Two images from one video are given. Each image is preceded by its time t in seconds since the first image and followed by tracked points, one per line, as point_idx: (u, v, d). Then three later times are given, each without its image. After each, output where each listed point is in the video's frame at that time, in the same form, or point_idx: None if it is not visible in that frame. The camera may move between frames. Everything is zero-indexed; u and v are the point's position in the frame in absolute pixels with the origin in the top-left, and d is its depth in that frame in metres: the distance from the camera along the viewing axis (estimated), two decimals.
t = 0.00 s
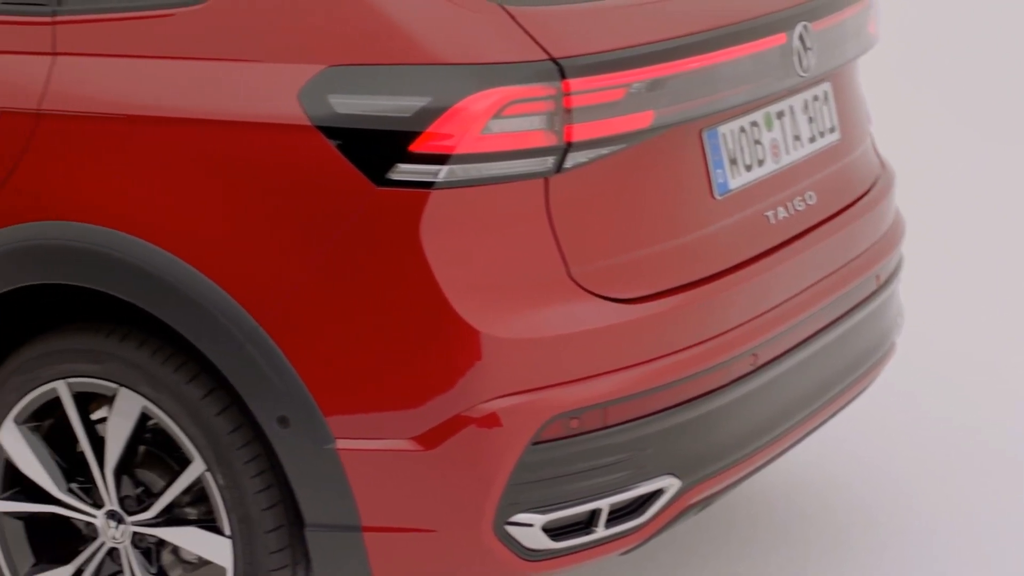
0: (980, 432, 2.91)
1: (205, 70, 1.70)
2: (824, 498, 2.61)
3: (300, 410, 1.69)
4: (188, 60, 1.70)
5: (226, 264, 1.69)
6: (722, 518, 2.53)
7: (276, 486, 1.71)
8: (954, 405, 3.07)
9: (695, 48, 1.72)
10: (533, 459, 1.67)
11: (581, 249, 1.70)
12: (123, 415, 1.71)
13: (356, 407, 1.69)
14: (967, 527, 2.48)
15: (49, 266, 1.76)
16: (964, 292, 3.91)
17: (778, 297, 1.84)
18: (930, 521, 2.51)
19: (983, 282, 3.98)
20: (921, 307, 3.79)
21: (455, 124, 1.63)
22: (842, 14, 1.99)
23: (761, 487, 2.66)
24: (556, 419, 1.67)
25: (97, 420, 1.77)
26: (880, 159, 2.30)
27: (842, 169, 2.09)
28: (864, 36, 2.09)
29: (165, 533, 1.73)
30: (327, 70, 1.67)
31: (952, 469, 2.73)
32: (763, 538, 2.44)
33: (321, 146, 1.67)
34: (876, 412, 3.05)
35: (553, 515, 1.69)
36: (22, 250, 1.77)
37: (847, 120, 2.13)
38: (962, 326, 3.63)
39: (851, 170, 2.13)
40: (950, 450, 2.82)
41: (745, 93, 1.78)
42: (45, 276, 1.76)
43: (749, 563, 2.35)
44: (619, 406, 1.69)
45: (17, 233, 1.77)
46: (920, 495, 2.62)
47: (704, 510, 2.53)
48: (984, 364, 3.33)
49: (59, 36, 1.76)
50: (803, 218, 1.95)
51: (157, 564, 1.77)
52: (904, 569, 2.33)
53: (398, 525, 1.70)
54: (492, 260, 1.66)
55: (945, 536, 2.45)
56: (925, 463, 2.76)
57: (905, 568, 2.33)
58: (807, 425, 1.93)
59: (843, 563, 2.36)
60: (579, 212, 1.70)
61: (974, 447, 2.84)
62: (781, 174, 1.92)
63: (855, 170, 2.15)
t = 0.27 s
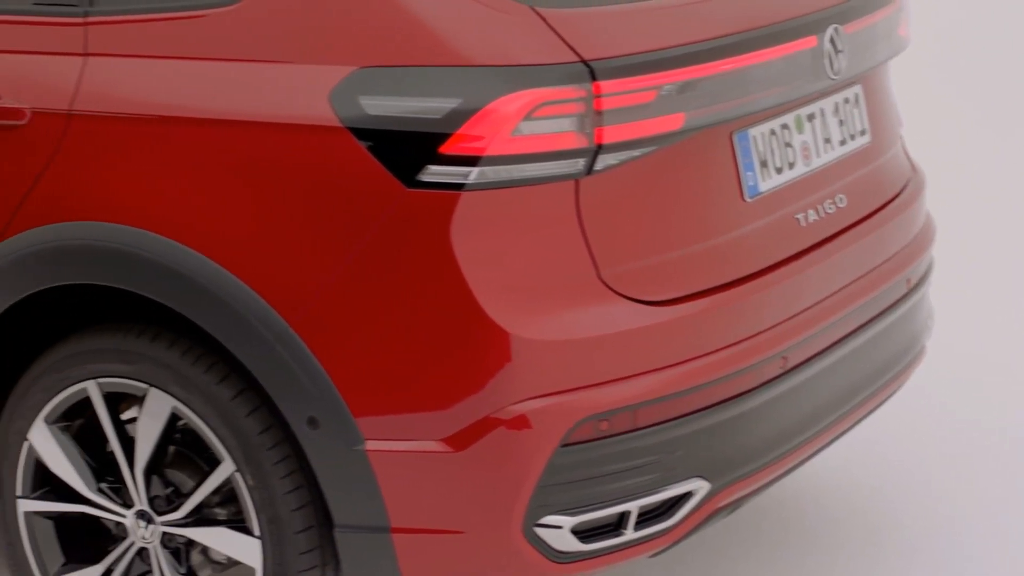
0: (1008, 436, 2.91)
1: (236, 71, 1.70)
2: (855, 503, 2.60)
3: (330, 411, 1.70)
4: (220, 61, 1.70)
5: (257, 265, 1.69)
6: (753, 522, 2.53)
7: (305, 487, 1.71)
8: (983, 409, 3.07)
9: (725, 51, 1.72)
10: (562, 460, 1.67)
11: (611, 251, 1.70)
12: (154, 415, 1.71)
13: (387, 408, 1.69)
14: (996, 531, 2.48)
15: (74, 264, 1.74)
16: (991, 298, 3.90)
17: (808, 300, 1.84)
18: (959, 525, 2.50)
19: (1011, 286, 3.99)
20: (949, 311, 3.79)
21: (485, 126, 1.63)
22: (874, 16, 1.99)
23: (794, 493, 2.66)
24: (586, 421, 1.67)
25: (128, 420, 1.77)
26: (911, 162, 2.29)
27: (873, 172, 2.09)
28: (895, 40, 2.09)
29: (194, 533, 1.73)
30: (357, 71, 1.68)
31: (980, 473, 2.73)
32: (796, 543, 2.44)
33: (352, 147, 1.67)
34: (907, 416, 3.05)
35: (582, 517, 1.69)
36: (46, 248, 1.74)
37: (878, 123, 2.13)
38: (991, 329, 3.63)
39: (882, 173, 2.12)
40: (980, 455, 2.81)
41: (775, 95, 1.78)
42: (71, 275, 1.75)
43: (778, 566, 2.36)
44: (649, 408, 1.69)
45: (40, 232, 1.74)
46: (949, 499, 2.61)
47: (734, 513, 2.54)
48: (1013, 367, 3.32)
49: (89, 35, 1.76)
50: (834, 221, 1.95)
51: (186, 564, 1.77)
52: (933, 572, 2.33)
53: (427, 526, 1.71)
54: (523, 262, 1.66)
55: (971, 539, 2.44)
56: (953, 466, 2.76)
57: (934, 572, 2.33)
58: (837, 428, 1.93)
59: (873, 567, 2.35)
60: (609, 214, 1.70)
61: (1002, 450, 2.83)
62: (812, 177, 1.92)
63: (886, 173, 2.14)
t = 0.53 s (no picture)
0: None
1: (272, 72, 1.70)
2: (885, 505, 2.64)
3: (364, 411, 1.70)
4: (257, 62, 1.71)
5: (293, 265, 1.69)
6: (787, 524, 2.56)
7: (339, 487, 1.71)
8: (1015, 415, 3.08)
9: (761, 53, 1.71)
10: (596, 463, 1.67)
11: (647, 253, 1.70)
12: (189, 415, 1.72)
13: (422, 409, 1.69)
14: None
15: (108, 263, 1.73)
16: (1015, 313, 3.94)
17: (843, 303, 1.84)
18: (992, 531, 2.52)
19: None
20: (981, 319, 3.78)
21: (521, 127, 1.63)
22: (910, 19, 1.99)
23: (827, 497, 2.68)
24: (621, 423, 1.67)
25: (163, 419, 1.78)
26: (947, 166, 2.29)
27: (909, 175, 2.09)
28: (932, 43, 2.08)
29: (229, 533, 1.73)
30: (393, 73, 1.68)
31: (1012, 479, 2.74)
32: (830, 548, 2.46)
33: (388, 148, 1.67)
34: (942, 424, 3.07)
35: (616, 520, 1.69)
36: (79, 248, 1.74)
37: (915, 126, 2.13)
38: None
39: (919, 176, 2.12)
40: (1011, 461, 2.83)
41: (811, 98, 1.78)
42: (105, 277, 1.74)
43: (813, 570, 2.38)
44: (683, 411, 1.69)
45: (74, 232, 1.75)
46: (981, 505, 2.63)
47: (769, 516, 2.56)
48: None
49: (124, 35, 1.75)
50: (870, 224, 1.95)
51: (221, 564, 1.78)
52: None
53: (461, 528, 1.71)
54: (558, 264, 1.66)
55: (1003, 545, 2.45)
56: (986, 473, 2.77)
57: None
58: (871, 431, 1.94)
59: (905, 571, 2.37)
60: (644, 216, 1.69)
61: None
62: (847, 179, 1.92)
63: (923, 176, 2.14)
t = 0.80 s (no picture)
0: None
1: (306, 72, 1.70)
2: (916, 507, 2.63)
3: (397, 411, 1.70)
4: (291, 62, 1.71)
5: (327, 265, 1.70)
6: (819, 526, 2.56)
7: (371, 488, 1.71)
8: None
9: (795, 55, 1.71)
10: (627, 464, 1.67)
11: (680, 255, 1.70)
12: (222, 414, 1.72)
13: (455, 409, 1.69)
14: None
15: (141, 263, 1.73)
16: None
17: (876, 306, 1.84)
18: None
19: None
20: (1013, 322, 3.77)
21: (555, 129, 1.63)
22: (945, 21, 1.98)
23: (859, 500, 2.67)
24: (653, 425, 1.67)
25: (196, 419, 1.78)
26: (981, 168, 2.29)
27: (943, 177, 2.08)
28: (965, 46, 2.08)
29: (261, 533, 1.73)
30: (426, 74, 1.68)
31: None
32: (861, 551, 2.46)
33: (421, 149, 1.67)
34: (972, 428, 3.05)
35: (648, 521, 1.69)
36: (112, 248, 1.74)
37: (949, 128, 2.13)
38: None
39: (953, 179, 2.12)
40: None
41: (845, 100, 1.77)
42: (137, 278, 1.74)
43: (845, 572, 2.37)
44: (715, 413, 1.69)
45: (105, 232, 1.74)
46: (1012, 508, 2.62)
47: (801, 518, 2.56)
48: None
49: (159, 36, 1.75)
50: (903, 226, 1.95)
51: (253, 564, 1.78)
52: None
53: (493, 528, 1.71)
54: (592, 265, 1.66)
55: None
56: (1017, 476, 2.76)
57: None
58: (903, 434, 1.93)
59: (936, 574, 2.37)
60: (677, 218, 1.69)
61: None
62: (881, 182, 1.92)
63: (957, 179, 2.14)
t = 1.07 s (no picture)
0: None
1: (332, 73, 1.70)
2: (940, 509, 2.63)
3: (421, 411, 1.70)
4: (317, 62, 1.71)
5: (353, 265, 1.70)
6: (844, 528, 2.56)
7: (396, 488, 1.70)
8: None
9: (822, 56, 1.71)
10: (652, 465, 1.66)
11: (706, 256, 1.69)
12: (247, 414, 1.72)
13: (481, 409, 1.69)
14: None
15: (167, 263, 1.73)
16: None
17: (902, 308, 1.84)
18: None
19: None
20: None
21: (581, 129, 1.63)
22: (972, 22, 1.98)
23: (883, 502, 2.67)
24: (678, 426, 1.66)
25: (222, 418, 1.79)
26: (1007, 170, 2.28)
27: (969, 179, 2.08)
28: (992, 47, 2.07)
29: (286, 532, 1.73)
30: (452, 74, 1.68)
31: None
32: (885, 553, 2.46)
33: (447, 150, 1.67)
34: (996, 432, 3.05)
35: (673, 522, 1.69)
36: (137, 247, 1.74)
37: (976, 130, 2.12)
38: None
39: (980, 181, 2.12)
40: None
41: (872, 101, 1.77)
42: (163, 277, 1.74)
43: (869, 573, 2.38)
44: (740, 414, 1.69)
45: (131, 232, 1.74)
46: None
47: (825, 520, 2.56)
48: None
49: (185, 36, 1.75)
50: (930, 228, 1.95)
51: (278, 563, 1.78)
52: None
53: (518, 529, 1.71)
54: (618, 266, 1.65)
55: None
56: None
57: None
58: (928, 437, 1.93)
59: None
60: (703, 219, 1.69)
61: None
62: (908, 183, 1.92)
63: (983, 181, 2.13)
